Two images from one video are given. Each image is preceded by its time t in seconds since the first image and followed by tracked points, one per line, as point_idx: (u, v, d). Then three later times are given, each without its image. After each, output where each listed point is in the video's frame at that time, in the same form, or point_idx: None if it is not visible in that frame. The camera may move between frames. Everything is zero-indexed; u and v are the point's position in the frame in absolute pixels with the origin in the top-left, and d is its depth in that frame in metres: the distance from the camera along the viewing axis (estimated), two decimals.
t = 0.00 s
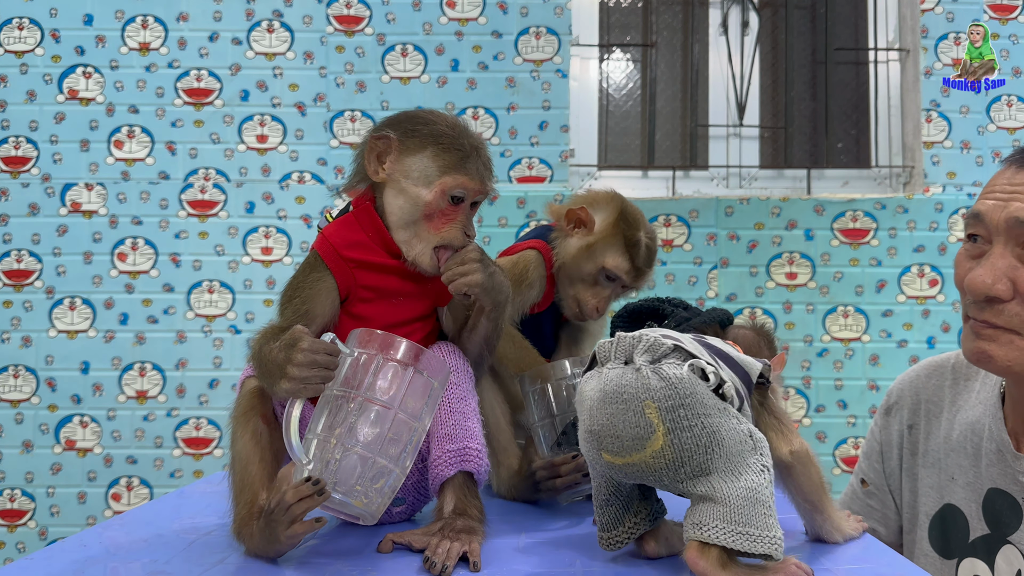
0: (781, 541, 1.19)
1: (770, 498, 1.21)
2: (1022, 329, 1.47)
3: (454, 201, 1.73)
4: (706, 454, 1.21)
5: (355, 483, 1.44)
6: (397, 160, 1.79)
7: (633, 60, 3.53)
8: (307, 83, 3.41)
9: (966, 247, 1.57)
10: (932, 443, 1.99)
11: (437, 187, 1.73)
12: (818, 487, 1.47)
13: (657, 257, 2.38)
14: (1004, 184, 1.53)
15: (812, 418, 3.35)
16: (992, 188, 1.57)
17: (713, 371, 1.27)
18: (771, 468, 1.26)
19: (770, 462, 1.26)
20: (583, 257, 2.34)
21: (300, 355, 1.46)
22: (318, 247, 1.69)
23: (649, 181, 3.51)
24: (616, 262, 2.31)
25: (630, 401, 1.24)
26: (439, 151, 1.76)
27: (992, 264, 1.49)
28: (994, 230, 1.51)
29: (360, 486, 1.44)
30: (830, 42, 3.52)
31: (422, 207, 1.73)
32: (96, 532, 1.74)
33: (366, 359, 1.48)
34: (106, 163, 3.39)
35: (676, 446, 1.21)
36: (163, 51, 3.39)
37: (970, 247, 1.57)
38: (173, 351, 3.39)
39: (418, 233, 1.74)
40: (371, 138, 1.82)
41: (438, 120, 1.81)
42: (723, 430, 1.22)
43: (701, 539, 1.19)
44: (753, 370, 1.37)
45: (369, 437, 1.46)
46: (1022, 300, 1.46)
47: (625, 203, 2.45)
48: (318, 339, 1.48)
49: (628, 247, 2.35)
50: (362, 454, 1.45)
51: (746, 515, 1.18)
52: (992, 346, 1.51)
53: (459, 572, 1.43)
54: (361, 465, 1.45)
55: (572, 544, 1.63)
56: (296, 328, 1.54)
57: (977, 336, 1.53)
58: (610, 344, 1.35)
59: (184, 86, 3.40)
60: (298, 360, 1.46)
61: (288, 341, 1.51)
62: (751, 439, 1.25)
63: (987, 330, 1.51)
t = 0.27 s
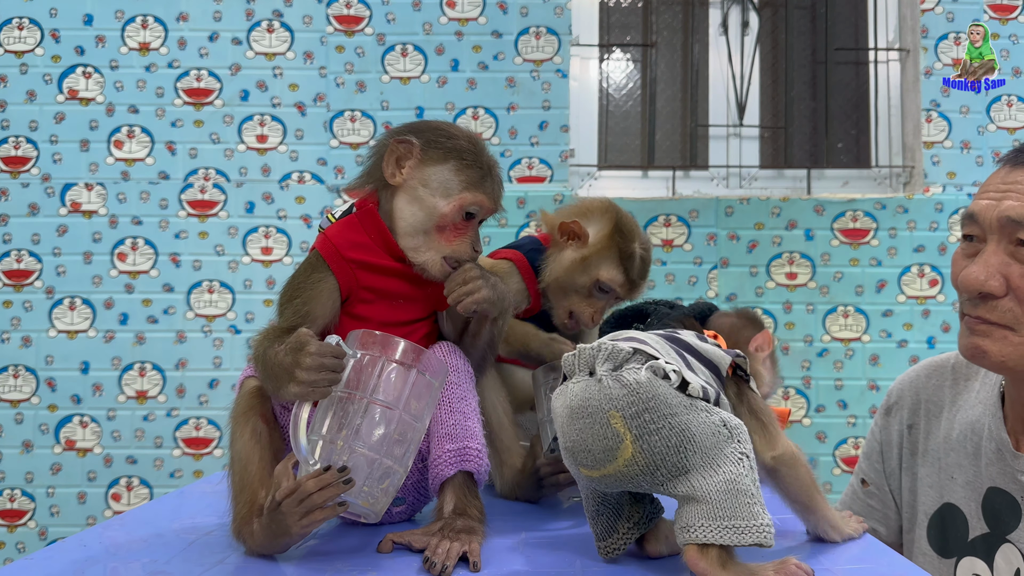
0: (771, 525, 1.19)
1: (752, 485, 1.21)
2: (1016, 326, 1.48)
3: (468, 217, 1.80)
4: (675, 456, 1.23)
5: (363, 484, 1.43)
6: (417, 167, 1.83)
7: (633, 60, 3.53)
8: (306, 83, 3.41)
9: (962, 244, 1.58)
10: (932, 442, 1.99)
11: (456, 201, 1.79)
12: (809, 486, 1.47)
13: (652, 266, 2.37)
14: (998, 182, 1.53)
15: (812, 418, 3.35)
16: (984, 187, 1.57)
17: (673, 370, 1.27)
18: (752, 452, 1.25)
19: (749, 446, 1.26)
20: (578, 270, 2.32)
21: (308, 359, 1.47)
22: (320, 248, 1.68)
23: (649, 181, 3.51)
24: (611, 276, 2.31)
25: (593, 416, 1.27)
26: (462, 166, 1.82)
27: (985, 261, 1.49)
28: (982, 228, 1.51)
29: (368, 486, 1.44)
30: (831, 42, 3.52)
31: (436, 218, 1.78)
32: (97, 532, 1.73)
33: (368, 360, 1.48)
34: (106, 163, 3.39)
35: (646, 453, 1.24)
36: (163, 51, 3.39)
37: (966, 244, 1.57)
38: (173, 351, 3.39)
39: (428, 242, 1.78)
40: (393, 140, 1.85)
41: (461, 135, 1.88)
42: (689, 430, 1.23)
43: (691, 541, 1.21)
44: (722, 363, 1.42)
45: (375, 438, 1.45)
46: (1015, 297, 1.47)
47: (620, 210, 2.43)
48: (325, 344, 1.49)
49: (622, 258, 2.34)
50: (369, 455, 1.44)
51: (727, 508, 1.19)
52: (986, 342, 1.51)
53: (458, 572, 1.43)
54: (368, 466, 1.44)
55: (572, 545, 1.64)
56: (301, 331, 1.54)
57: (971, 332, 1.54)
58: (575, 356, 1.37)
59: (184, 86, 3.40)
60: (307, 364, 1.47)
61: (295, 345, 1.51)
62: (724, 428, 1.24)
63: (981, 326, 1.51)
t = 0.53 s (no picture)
0: (712, 528, 1.25)
1: (697, 487, 1.26)
2: None
3: (478, 229, 1.82)
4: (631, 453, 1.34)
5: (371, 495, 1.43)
6: (435, 175, 1.84)
7: (633, 59, 3.53)
8: (307, 83, 3.41)
9: (968, 246, 1.58)
10: (930, 442, 1.99)
11: (470, 212, 1.80)
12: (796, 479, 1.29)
13: (637, 265, 2.37)
14: (1004, 186, 1.54)
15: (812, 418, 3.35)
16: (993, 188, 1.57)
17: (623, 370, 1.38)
18: (707, 449, 1.27)
19: (703, 443, 1.27)
20: (564, 271, 2.30)
21: (325, 372, 1.44)
22: (326, 247, 1.68)
23: (649, 181, 3.50)
24: (598, 276, 2.30)
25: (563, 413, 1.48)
26: (478, 179, 1.84)
27: (995, 265, 1.49)
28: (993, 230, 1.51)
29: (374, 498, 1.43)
30: (830, 42, 3.52)
31: (448, 227, 1.79)
32: (97, 532, 1.74)
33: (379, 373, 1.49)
34: (106, 163, 3.39)
35: (605, 448, 1.38)
36: (163, 51, 3.39)
37: (971, 247, 1.57)
38: (173, 351, 3.39)
39: (438, 250, 1.78)
40: (413, 146, 1.86)
41: (479, 148, 1.90)
42: (638, 431, 1.32)
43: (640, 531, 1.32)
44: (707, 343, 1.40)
45: (383, 450, 1.45)
46: None
47: (604, 210, 2.42)
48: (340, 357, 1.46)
49: (609, 258, 2.33)
50: (378, 466, 1.44)
51: (667, 511, 1.28)
52: (998, 347, 1.50)
53: (459, 572, 1.43)
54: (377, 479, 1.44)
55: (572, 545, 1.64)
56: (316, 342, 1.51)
57: (981, 336, 1.53)
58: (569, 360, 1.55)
59: (184, 86, 3.40)
60: (322, 376, 1.45)
61: (309, 354, 1.49)
62: (674, 428, 1.29)
63: (992, 330, 1.51)
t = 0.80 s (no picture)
0: (680, 550, 1.33)
1: (673, 511, 1.34)
2: None
3: (463, 216, 1.79)
4: (632, 468, 1.45)
5: (375, 450, 1.36)
6: (415, 167, 1.83)
7: (633, 60, 3.53)
8: (307, 83, 3.41)
9: (974, 247, 1.58)
10: (931, 442, 1.99)
11: (451, 201, 1.77)
12: (787, 497, 1.28)
13: (632, 264, 2.36)
14: (1013, 187, 1.54)
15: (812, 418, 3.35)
16: (999, 190, 1.57)
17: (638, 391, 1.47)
18: (689, 476, 1.34)
19: (685, 470, 1.34)
20: (555, 271, 2.31)
21: (309, 329, 1.45)
22: (322, 243, 1.68)
23: (649, 181, 3.50)
24: (590, 276, 2.30)
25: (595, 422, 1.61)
26: (457, 167, 1.80)
27: (1004, 269, 1.49)
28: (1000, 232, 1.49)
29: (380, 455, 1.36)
30: (830, 42, 3.52)
31: (432, 218, 1.77)
32: (96, 532, 1.74)
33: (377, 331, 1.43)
34: (106, 163, 3.39)
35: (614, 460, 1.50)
36: (163, 51, 3.39)
37: (978, 248, 1.57)
38: (172, 351, 3.39)
39: (427, 242, 1.76)
40: (392, 141, 1.85)
41: (458, 136, 1.87)
42: (635, 448, 1.43)
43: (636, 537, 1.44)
44: (700, 356, 1.41)
45: (384, 408, 1.39)
46: None
47: (598, 208, 2.41)
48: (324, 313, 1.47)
49: (602, 258, 2.32)
50: (380, 421, 1.38)
51: (644, 525, 1.39)
52: (1005, 351, 1.51)
53: (458, 572, 1.43)
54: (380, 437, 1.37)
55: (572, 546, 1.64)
56: (303, 306, 1.52)
57: (989, 341, 1.54)
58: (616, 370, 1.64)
59: (184, 86, 3.40)
60: (308, 335, 1.45)
61: (297, 318, 1.50)
62: (661, 450, 1.37)
63: (1000, 335, 1.51)
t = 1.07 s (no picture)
0: (696, 550, 1.37)
1: (698, 512, 1.36)
2: None
3: (428, 191, 1.71)
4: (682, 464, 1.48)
5: (353, 447, 1.43)
6: (375, 152, 1.78)
7: (633, 59, 3.53)
8: (306, 83, 3.40)
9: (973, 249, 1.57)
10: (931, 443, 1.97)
11: (411, 176, 1.71)
12: (815, 478, 1.26)
13: (633, 265, 2.34)
14: (1016, 189, 1.56)
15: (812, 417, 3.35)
16: (1002, 193, 1.59)
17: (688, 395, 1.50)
18: (719, 483, 1.34)
19: (717, 476, 1.34)
20: (558, 273, 2.29)
21: (295, 317, 1.47)
22: (310, 241, 1.69)
23: (649, 181, 3.50)
24: (593, 277, 2.28)
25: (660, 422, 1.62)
26: (413, 142, 1.74)
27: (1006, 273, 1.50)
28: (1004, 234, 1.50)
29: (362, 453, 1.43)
30: (831, 41, 3.52)
31: (398, 200, 1.72)
32: (97, 532, 1.74)
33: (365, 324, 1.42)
34: (106, 163, 3.39)
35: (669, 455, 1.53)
36: (163, 51, 3.38)
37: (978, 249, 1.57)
38: (172, 351, 3.38)
39: (400, 226, 1.72)
40: (351, 132, 1.82)
41: (414, 113, 1.81)
42: (682, 446, 1.45)
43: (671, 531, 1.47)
44: (745, 345, 1.41)
45: (373, 402, 1.42)
46: None
47: (599, 210, 2.41)
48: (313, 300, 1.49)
49: (604, 258, 2.31)
50: (360, 417, 1.43)
51: (673, 522, 1.42)
52: (1008, 356, 1.51)
53: (459, 572, 1.44)
54: (360, 438, 1.43)
55: (571, 546, 1.66)
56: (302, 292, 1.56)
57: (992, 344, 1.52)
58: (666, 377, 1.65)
59: (184, 86, 3.40)
60: (294, 323, 1.48)
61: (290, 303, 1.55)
62: (701, 453, 1.39)
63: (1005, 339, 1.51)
